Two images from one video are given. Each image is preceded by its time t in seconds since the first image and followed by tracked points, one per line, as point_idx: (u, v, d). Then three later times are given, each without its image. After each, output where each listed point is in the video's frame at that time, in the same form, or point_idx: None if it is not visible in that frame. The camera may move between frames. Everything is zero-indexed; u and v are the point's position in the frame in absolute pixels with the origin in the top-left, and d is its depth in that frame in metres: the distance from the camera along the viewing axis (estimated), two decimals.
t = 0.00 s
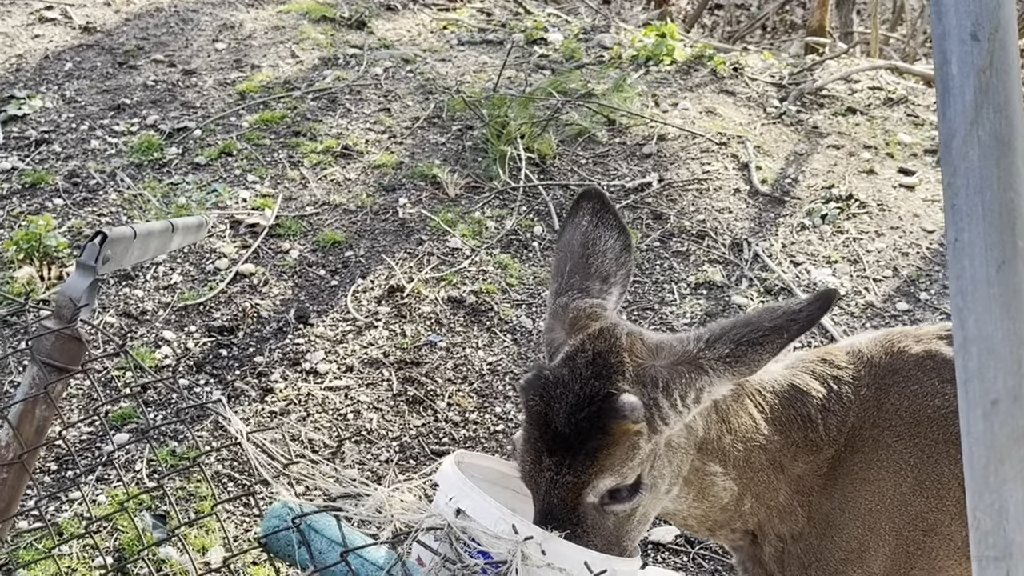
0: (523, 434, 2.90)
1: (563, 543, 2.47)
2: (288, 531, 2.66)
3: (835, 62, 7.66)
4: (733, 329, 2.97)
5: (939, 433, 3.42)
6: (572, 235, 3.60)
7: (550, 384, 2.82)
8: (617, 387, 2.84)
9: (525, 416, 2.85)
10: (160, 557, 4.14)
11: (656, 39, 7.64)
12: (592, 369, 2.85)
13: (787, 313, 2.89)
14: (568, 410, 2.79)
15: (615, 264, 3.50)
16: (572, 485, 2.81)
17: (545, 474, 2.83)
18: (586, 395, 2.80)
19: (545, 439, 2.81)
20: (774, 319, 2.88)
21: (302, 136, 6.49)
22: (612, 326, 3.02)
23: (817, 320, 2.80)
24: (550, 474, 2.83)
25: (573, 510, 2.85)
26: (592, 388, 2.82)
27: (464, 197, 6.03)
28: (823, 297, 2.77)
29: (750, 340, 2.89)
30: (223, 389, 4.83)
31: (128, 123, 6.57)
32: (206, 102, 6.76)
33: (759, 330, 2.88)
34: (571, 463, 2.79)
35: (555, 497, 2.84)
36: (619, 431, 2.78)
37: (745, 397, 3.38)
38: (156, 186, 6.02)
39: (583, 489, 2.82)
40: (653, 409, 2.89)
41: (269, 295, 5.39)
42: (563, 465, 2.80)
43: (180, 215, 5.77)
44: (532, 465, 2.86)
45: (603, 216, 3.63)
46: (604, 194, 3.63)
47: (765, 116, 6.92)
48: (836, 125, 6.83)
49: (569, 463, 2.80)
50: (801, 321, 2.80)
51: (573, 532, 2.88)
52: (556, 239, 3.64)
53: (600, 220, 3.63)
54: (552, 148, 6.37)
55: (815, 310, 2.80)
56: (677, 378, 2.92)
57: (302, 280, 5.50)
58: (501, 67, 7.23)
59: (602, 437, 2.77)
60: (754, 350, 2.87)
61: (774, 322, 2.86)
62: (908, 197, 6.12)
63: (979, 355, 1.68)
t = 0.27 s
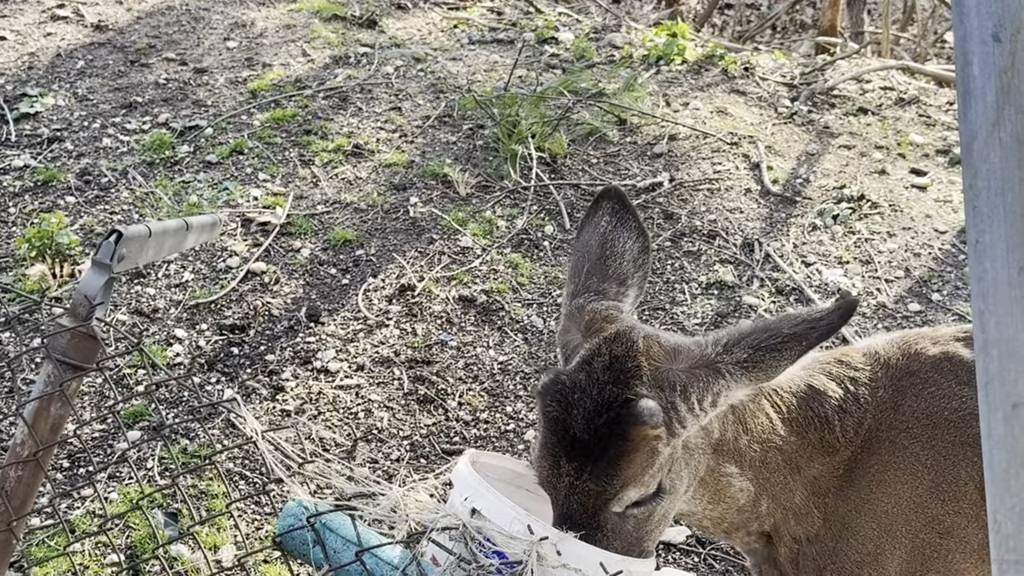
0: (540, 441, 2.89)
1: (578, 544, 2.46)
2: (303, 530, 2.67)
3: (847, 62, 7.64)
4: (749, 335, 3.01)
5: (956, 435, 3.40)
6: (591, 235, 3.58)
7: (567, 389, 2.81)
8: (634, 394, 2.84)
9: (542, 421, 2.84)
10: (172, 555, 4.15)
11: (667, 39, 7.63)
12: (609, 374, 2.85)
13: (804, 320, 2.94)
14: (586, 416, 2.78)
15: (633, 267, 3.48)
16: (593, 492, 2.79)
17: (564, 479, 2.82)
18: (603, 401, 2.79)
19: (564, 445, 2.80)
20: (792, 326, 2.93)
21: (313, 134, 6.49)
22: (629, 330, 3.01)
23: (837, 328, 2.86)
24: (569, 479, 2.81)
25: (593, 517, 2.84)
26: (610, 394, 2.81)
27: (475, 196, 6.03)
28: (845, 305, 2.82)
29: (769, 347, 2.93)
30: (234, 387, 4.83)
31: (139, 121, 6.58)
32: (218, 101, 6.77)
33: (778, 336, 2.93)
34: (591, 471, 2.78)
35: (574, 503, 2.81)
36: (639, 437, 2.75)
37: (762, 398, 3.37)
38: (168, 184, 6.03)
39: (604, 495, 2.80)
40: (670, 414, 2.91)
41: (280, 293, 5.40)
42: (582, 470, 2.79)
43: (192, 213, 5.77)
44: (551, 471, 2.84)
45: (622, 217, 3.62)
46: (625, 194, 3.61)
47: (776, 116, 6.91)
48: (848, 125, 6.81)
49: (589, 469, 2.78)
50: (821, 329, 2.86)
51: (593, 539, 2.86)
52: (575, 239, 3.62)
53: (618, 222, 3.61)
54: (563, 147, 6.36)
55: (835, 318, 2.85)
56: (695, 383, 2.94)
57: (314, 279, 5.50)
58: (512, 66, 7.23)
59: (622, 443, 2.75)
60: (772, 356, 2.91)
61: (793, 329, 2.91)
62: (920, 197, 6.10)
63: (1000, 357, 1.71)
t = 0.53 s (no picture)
0: (549, 447, 2.87)
1: (589, 549, 2.44)
2: (312, 534, 2.68)
3: (858, 63, 7.62)
4: (757, 344, 3.02)
5: (969, 441, 3.41)
6: (597, 240, 3.59)
7: (577, 396, 2.80)
8: (645, 399, 2.83)
9: (552, 428, 2.83)
10: (182, 556, 4.16)
11: (678, 40, 7.61)
12: (620, 381, 2.83)
13: (813, 329, 2.96)
14: (598, 423, 2.76)
15: (639, 271, 3.48)
16: (604, 500, 2.79)
17: (574, 486, 2.81)
18: (615, 408, 2.78)
19: (575, 452, 2.79)
20: (802, 334, 2.95)
21: (323, 134, 6.50)
22: (639, 336, 3.00)
23: (847, 337, 2.88)
24: (580, 486, 2.80)
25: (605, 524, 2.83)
26: (621, 400, 2.80)
27: (485, 197, 6.03)
28: (855, 314, 2.85)
29: (778, 355, 2.95)
30: (244, 388, 4.84)
31: (150, 120, 6.59)
32: (228, 100, 6.77)
33: (787, 345, 2.94)
34: (603, 478, 2.77)
35: (585, 510, 2.81)
36: (651, 444, 2.77)
37: (772, 404, 3.35)
38: (178, 183, 6.04)
39: (615, 503, 2.80)
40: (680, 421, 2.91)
41: (290, 294, 5.40)
42: (594, 478, 2.78)
43: (202, 213, 5.78)
44: (560, 477, 2.83)
45: (629, 223, 3.64)
46: (631, 199, 3.64)
47: (787, 117, 6.89)
48: (859, 127, 6.79)
49: (600, 476, 2.77)
50: (831, 338, 2.88)
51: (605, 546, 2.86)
52: (581, 244, 3.63)
53: (624, 227, 3.62)
54: (573, 148, 6.35)
55: (845, 327, 2.88)
56: (705, 391, 2.95)
57: (323, 279, 5.51)
58: (522, 66, 7.22)
59: (634, 450, 2.75)
60: (781, 365, 2.92)
61: (803, 337, 2.93)
62: (931, 200, 6.08)
63: (1015, 365, 1.75)
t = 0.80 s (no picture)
0: (558, 440, 2.88)
1: (600, 549, 2.46)
2: (323, 531, 2.67)
3: (869, 63, 7.59)
4: (762, 336, 3.04)
5: (980, 443, 3.39)
6: (603, 240, 3.57)
7: (586, 390, 2.79)
8: (655, 391, 2.81)
9: (561, 421, 2.83)
10: (191, 552, 4.16)
11: (689, 39, 7.60)
12: (629, 373, 2.81)
13: (816, 319, 2.98)
14: (607, 415, 2.76)
15: (646, 272, 3.47)
16: (613, 493, 2.79)
17: (583, 479, 2.81)
18: (624, 401, 2.77)
19: (584, 445, 2.79)
20: (805, 326, 2.96)
21: (334, 132, 6.50)
22: (646, 331, 3.00)
23: (848, 326, 2.90)
24: (589, 479, 2.81)
25: (612, 517, 2.83)
26: (631, 392, 2.78)
27: (496, 196, 6.02)
28: (856, 303, 2.86)
29: (782, 347, 2.97)
30: (254, 385, 4.85)
31: (162, 117, 6.60)
32: (239, 98, 6.78)
33: (791, 336, 2.96)
34: (612, 471, 2.77)
35: (594, 503, 2.81)
36: (660, 436, 2.76)
37: (779, 405, 3.35)
38: (189, 181, 6.05)
39: (624, 496, 2.80)
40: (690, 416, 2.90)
41: (300, 291, 5.41)
42: (603, 471, 2.78)
43: (213, 211, 5.79)
44: (569, 471, 2.83)
45: (635, 223, 3.62)
46: (637, 199, 3.61)
47: (798, 117, 6.88)
48: (870, 127, 6.77)
49: (609, 469, 2.78)
50: (833, 327, 2.90)
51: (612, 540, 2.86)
52: (587, 244, 3.60)
53: (630, 227, 3.60)
54: (584, 147, 6.35)
55: (847, 316, 2.90)
56: (713, 385, 2.95)
57: (333, 277, 5.51)
58: (533, 65, 7.21)
59: (644, 442, 2.75)
60: (786, 356, 2.94)
61: (806, 328, 2.95)
62: (943, 200, 6.05)
63: None
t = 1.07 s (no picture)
0: (556, 447, 2.86)
1: (607, 547, 2.44)
2: (331, 527, 2.65)
3: (879, 63, 7.57)
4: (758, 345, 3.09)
5: (985, 441, 3.38)
6: (597, 248, 3.57)
7: (586, 396, 2.79)
8: (655, 395, 2.82)
9: (559, 427, 2.81)
10: (200, 548, 4.18)
11: (699, 37, 7.58)
12: (629, 379, 2.82)
13: (812, 328, 3.05)
14: (608, 420, 2.76)
15: (640, 280, 3.48)
16: (614, 497, 2.77)
17: (584, 485, 2.78)
18: (625, 405, 2.77)
19: (584, 450, 2.77)
20: (802, 333, 3.03)
21: (343, 130, 6.51)
22: (646, 337, 3.00)
23: (845, 331, 2.98)
24: (589, 485, 2.78)
25: (614, 523, 2.80)
26: (631, 397, 2.79)
27: (504, 194, 6.02)
28: (853, 309, 2.95)
29: (780, 354, 3.02)
30: (262, 382, 4.86)
31: (171, 114, 6.62)
32: (249, 95, 6.79)
33: (788, 343, 3.02)
34: (614, 475, 2.76)
35: (594, 509, 2.78)
36: (662, 439, 2.75)
37: (782, 406, 3.36)
38: (199, 178, 6.07)
39: (626, 500, 2.78)
40: (690, 421, 2.92)
41: (309, 289, 5.42)
42: (604, 475, 2.76)
43: (222, 208, 5.80)
44: (569, 477, 2.80)
45: (627, 231, 3.62)
46: (629, 208, 3.62)
47: (807, 116, 6.86)
48: (880, 127, 6.75)
49: (610, 474, 2.76)
50: (831, 333, 2.98)
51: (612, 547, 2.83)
52: (580, 252, 3.60)
53: (623, 236, 3.61)
54: (593, 145, 6.34)
55: (844, 323, 2.98)
56: (712, 392, 2.98)
57: (342, 274, 5.52)
58: (542, 63, 7.21)
59: (646, 446, 2.75)
60: (784, 363, 3.00)
61: (803, 335, 3.02)
62: (952, 200, 6.04)
63: None
